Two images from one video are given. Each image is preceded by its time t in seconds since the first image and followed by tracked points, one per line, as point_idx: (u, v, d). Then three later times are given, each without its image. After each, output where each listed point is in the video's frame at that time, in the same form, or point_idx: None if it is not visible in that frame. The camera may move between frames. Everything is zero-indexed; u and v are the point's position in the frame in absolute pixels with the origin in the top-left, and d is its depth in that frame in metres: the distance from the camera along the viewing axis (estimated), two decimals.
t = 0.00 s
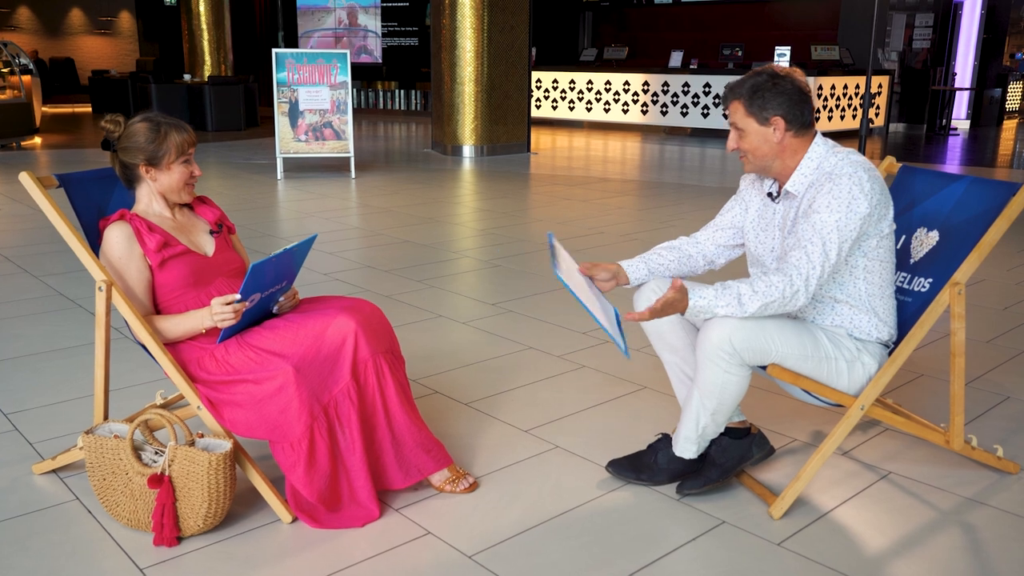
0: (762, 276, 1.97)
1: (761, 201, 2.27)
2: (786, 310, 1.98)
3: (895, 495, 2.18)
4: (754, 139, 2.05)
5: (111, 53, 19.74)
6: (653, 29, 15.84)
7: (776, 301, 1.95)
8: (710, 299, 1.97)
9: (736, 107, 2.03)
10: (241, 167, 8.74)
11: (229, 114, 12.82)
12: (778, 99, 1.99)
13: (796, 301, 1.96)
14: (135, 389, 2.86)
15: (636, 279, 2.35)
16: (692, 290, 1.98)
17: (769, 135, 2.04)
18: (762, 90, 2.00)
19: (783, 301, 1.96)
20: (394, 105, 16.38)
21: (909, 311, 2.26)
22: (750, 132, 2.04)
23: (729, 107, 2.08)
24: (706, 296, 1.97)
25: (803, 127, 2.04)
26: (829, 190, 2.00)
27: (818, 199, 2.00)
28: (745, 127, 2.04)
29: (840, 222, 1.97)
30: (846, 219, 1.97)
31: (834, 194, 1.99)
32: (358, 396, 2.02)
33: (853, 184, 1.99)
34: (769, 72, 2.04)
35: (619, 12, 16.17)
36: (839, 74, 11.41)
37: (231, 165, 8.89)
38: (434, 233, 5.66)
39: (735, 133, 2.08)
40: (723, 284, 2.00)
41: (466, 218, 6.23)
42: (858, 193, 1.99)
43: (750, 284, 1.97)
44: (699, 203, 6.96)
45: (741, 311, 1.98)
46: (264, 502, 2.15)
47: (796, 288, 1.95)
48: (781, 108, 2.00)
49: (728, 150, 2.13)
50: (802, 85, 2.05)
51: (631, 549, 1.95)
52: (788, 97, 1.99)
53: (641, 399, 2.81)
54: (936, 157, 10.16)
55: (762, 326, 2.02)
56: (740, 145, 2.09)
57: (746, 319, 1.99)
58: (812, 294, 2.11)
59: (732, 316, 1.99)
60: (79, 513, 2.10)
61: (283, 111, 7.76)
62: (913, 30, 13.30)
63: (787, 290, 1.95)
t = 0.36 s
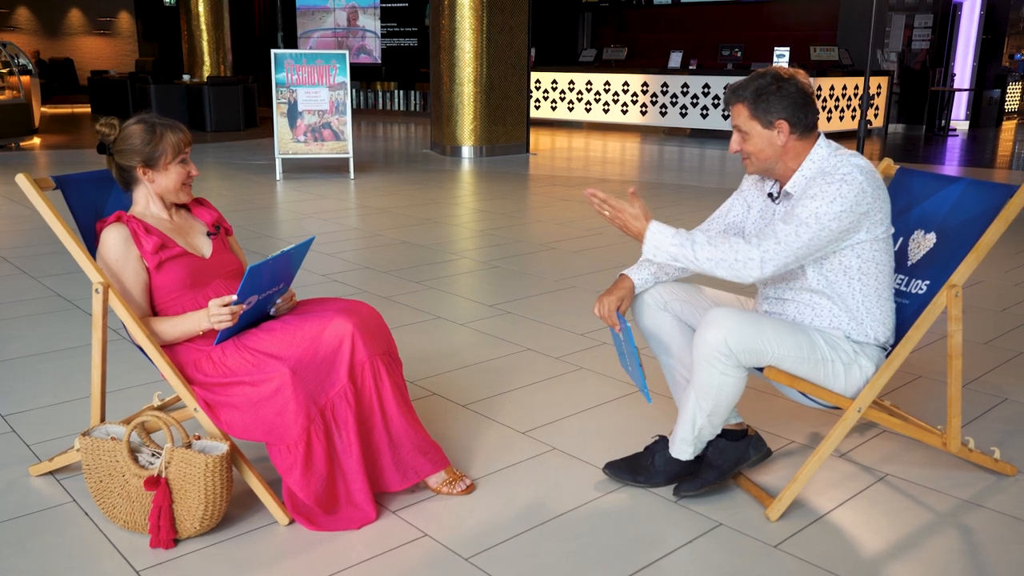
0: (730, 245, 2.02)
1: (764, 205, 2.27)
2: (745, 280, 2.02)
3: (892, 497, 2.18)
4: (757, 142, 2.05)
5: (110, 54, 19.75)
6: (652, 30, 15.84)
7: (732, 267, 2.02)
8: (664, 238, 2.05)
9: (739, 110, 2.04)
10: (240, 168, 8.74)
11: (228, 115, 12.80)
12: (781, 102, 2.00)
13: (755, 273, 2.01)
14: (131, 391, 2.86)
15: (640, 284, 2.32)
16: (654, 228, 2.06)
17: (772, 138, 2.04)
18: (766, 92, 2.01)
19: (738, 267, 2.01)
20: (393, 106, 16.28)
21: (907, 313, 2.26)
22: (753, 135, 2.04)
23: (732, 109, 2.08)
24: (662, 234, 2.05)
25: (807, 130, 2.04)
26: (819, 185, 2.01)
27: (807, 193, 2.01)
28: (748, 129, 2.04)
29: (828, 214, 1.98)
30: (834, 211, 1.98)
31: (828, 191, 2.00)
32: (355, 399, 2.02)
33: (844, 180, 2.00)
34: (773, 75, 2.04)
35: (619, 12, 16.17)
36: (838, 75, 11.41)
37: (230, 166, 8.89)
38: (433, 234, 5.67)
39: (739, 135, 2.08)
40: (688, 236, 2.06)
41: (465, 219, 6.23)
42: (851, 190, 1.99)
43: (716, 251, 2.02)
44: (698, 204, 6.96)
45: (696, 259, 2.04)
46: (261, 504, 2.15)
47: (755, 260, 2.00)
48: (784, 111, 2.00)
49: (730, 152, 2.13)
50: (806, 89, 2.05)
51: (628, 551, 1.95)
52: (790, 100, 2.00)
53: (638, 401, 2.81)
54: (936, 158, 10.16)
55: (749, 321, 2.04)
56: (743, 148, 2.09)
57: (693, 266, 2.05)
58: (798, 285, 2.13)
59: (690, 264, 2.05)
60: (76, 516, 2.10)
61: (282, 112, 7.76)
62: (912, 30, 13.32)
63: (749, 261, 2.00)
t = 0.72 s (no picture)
0: (727, 242, 2.00)
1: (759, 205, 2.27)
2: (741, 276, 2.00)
3: (890, 497, 2.18)
4: (750, 141, 2.05)
5: (110, 53, 19.76)
6: (652, 30, 15.83)
7: (734, 267, 1.99)
8: (657, 244, 2.03)
9: (731, 108, 2.03)
10: (239, 167, 8.74)
11: (227, 114, 12.78)
12: (772, 100, 1.99)
13: (751, 269, 1.99)
14: (128, 391, 2.85)
15: (636, 282, 2.34)
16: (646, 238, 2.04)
17: (764, 136, 2.03)
18: (756, 90, 2.01)
19: (739, 266, 1.99)
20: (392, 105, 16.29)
21: (905, 313, 2.26)
22: (746, 134, 2.04)
23: (723, 108, 2.08)
24: (655, 239, 2.03)
25: (799, 126, 2.04)
26: (812, 179, 2.01)
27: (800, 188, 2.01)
28: (740, 128, 2.04)
29: (822, 208, 1.98)
30: (827, 204, 1.98)
31: (821, 185, 2.00)
32: (352, 397, 2.02)
33: (837, 174, 2.00)
34: (762, 73, 2.04)
35: (619, 12, 16.16)
36: (838, 75, 11.41)
37: (230, 165, 8.88)
38: (432, 234, 5.67)
39: (731, 135, 2.07)
40: (682, 239, 2.03)
41: (464, 218, 6.22)
42: (844, 185, 2.00)
43: (713, 250, 1.99)
44: (697, 203, 6.96)
45: (693, 260, 2.01)
46: (258, 504, 2.14)
47: (757, 259, 1.98)
48: (776, 108, 2.00)
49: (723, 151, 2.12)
50: (796, 86, 2.05)
51: (625, 551, 1.95)
52: (781, 97, 1.99)
53: (636, 401, 2.80)
54: (935, 157, 10.15)
55: (747, 320, 2.03)
56: (736, 147, 2.08)
57: (691, 267, 2.02)
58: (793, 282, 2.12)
59: (686, 267, 2.02)
60: (72, 515, 2.09)
61: (281, 111, 7.75)
62: (912, 30, 13.37)
63: (746, 255, 1.98)
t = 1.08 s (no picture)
0: (727, 242, 1.98)
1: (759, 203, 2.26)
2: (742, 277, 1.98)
3: (891, 498, 2.16)
4: (748, 140, 2.03)
5: (109, 52, 19.75)
6: (652, 29, 15.81)
7: (735, 270, 1.97)
8: (657, 247, 2.01)
9: (728, 107, 2.01)
10: (238, 166, 8.72)
11: (226, 114, 12.74)
12: (770, 98, 1.97)
13: (752, 270, 1.97)
14: (124, 391, 2.83)
15: (635, 282, 2.31)
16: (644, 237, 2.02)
17: (763, 134, 2.01)
18: (754, 89, 1.99)
19: (739, 267, 1.97)
20: (392, 105, 16.29)
21: (906, 313, 2.24)
22: (744, 133, 2.02)
23: (721, 107, 2.06)
24: (653, 243, 2.01)
25: (798, 125, 2.02)
26: (812, 179, 2.00)
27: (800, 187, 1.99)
28: (739, 127, 2.02)
29: (822, 208, 1.97)
30: (826, 203, 1.97)
31: (819, 184, 1.98)
32: (348, 399, 2.00)
33: (837, 173, 1.99)
34: (760, 71, 2.02)
35: (619, 12, 16.14)
36: (838, 75, 11.39)
37: (228, 165, 8.86)
38: (431, 233, 5.64)
39: (730, 134, 2.05)
40: (681, 242, 2.01)
41: (463, 218, 6.20)
42: (844, 184, 1.98)
43: (713, 251, 1.98)
44: (697, 203, 6.94)
45: (693, 262, 1.99)
46: (253, 505, 2.13)
47: (757, 260, 1.96)
48: (774, 106, 1.98)
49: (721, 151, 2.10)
50: (795, 84, 2.03)
51: (623, 554, 1.93)
52: (780, 95, 1.97)
53: (635, 401, 2.78)
54: (935, 157, 10.14)
55: (747, 321, 2.01)
56: (734, 147, 2.06)
57: (691, 268, 2.00)
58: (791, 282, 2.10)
59: (687, 270, 2.00)
60: (66, 517, 2.07)
61: (279, 111, 7.73)
62: (912, 30, 13.48)
63: (746, 255, 1.96)
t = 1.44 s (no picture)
0: (734, 240, 1.94)
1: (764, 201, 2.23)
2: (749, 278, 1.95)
3: (895, 502, 2.14)
4: (758, 136, 2.01)
5: (108, 53, 19.73)
6: (652, 29, 15.78)
7: (743, 270, 1.93)
8: (662, 245, 1.97)
9: (741, 101, 2.00)
10: (237, 166, 8.70)
11: (225, 114, 12.70)
12: (782, 93, 1.96)
13: (759, 270, 1.93)
14: (120, 393, 2.80)
15: (636, 283, 2.29)
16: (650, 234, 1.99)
17: (772, 131, 2.00)
18: (768, 84, 1.98)
19: (747, 267, 1.93)
20: (392, 105, 16.27)
21: (910, 314, 2.21)
22: (754, 130, 2.01)
23: (730, 101, 2.05)
24: (658, 241, 1.97)
25: (807, 124, 2.00)
26: (821, 179, 1.97)
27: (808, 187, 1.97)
28: (748, 122, 2.00)
29: (830, 209, 1.94)
30: (835, 204, 1.94)
31: (828, 184, 1.96)
32: (345, 401, 1.97)
33: (846, 173, 1.96)
34: (773, 66, 2.01)
35: (619, 12, 16.10)
36: (839, 74, 11.35)
37: (227, 165, 8.83)
38: (430, 233, 5.62)
39: (738, 130, 2.04)
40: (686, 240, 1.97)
41: (463, 218, 6.17)
42: (852, 184, 1.96)
43: (720, 248, 1.94)
44: (697, 203, 6.91)
45: (699, 260, 1.95)
46: (249, 510, 2.10)
47: (765, 260, 1.93)
48: (786, 101, 1.96)
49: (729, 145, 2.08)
50: (808, 83, 2.02)
51: (623, 559, 1.90)
52: (791, 91, 1.96)
53: (635, 403, 2.76)
54: (936, 157, 10.10)
55: (751, 324, 1.98)
56: (742, 142, 2.04)
57: (698, 268, 1.96)
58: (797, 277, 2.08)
59: (694, 269, 1.97)
60: (60, 521, 2.05)
61: (278, 110, 7.71)
62: (912, 29, 13.45)
63: (754, 256, 1.93)
